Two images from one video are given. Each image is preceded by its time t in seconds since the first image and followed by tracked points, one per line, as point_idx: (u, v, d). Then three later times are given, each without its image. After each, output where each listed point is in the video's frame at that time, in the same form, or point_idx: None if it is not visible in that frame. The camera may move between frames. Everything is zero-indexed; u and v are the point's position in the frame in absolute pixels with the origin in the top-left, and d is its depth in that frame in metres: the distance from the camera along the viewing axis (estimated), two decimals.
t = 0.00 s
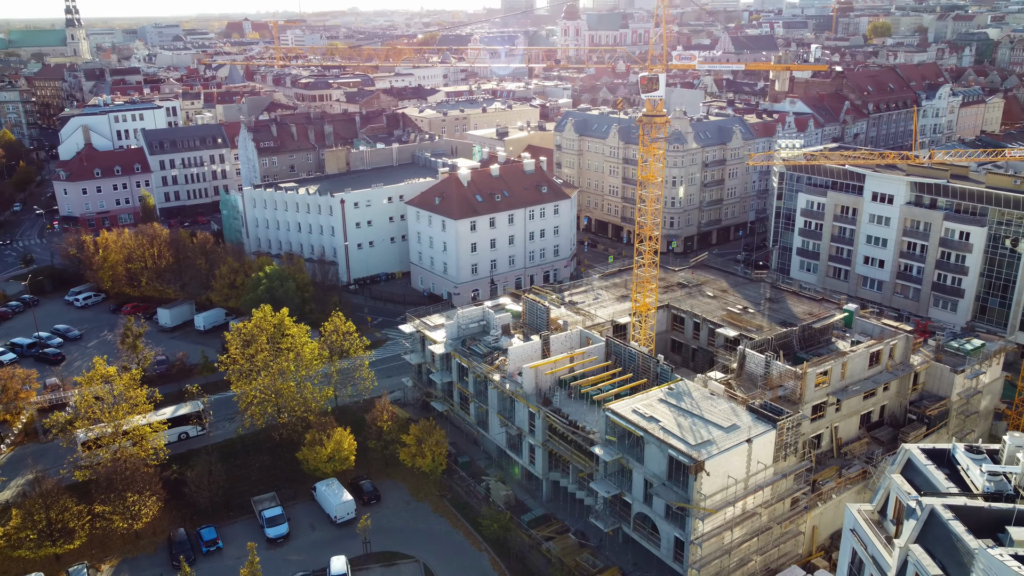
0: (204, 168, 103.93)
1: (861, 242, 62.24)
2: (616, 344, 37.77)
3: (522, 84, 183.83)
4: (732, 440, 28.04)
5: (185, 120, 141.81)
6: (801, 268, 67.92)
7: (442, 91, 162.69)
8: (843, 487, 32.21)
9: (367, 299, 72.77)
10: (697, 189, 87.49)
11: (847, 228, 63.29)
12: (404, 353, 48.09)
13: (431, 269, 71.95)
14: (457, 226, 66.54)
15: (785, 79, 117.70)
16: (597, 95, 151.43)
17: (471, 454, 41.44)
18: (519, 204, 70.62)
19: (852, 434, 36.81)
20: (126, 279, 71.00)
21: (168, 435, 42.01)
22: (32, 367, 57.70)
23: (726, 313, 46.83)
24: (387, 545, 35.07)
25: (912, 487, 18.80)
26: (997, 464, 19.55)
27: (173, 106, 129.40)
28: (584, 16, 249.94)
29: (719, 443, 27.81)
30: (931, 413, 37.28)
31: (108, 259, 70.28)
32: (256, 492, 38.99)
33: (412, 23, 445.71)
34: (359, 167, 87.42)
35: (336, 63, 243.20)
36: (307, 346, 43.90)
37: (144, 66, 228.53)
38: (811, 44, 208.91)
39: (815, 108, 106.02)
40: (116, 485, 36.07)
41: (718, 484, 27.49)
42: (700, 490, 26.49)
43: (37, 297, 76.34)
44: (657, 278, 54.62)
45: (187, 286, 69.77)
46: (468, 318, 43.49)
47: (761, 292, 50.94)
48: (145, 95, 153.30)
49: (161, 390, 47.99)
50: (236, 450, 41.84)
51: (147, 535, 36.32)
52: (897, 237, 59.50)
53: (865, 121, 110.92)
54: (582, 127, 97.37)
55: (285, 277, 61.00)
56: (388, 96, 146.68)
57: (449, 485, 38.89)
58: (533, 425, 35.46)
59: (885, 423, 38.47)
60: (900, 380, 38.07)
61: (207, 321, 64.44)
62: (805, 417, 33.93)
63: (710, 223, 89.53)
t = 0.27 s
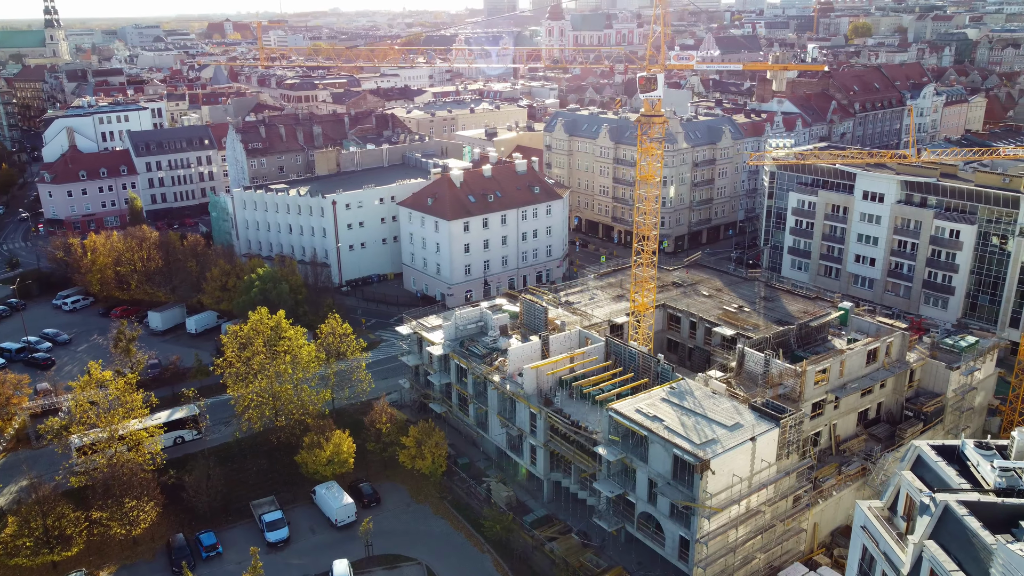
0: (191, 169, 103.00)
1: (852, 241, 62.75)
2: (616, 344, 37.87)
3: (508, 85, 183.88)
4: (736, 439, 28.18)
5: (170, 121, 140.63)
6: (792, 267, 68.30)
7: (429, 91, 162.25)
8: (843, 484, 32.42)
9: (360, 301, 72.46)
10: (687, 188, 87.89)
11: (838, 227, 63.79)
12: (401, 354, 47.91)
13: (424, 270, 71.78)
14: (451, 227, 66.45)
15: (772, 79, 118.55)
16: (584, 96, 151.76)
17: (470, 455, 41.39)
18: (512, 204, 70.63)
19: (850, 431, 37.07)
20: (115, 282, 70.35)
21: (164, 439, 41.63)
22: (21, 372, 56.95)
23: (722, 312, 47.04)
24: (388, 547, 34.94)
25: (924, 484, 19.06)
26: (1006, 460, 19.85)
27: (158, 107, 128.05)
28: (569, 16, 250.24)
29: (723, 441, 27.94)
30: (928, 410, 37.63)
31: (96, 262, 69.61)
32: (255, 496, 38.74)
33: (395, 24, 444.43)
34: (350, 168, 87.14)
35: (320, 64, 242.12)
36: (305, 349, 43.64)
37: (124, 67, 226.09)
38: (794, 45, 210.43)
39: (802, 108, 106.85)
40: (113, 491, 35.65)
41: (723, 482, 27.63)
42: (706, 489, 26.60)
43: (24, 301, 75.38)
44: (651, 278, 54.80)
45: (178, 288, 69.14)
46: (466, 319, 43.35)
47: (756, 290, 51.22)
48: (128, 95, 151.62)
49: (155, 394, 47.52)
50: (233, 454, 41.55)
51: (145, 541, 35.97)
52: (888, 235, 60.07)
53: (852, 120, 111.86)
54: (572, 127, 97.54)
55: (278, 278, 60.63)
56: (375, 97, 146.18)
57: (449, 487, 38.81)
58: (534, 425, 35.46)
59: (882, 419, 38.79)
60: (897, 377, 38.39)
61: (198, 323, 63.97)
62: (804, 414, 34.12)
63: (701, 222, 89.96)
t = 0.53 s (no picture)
0: (178, 171, 102.16)
1: (843, 239, 63.22)
2: (616, 344, 37.95)
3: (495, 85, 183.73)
4: (740, 437, 28.32)
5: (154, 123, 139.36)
6: (784, 266, 68.64)
7: (416, 91, 161.76)
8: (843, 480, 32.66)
9: (352, 302, 72.10)
10: (678, 188, 88.20)
11: (829, 226, 64.25)
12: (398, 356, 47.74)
13: (417, 271, 71.58)
14: (444, 227, 66.32)
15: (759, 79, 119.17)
16: (571, 96, 151.90)
17: (470, 456, 41.33)
18: (505, 205, 70.59)
19: (848, 428, 37.34)
20: (104, 286, 69.75)
21: (160, 443, 41.27)
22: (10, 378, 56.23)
23: (718, 311, 47.25)
24: (390, 550, 34.80)
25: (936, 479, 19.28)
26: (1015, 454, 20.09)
27: (143, 109, 126.83)
28: (554, 16, 250.43)
29: (727, 440, 28.06)
30: (924, 406, 37.97)
31: (84, 265, 68.96)
32: (254, 500, 38.49)
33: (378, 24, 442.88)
34: (340, 169, 86.75)
35: (305, 65, 240.84)
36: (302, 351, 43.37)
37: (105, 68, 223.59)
38: (777, 45, 211.65)
39: (790, 107, 107.54)
40: (111, 497, 35.28)
41: (728, 481, 27.76)
42: (712, 487, 26.70)
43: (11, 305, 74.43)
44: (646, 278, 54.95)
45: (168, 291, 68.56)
46: (464, 320, 43.23)
47: (751, 289, 51.49)
48: (111, 97, 150.05)
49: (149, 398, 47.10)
50: (231, 458, 41.30)
51: (143, 547, 35.65)
52: (879, 233, 60.59)
53: (839, 120, 112.66)
54: (562, 127, 97.63)
55: (271, 280, 60.28)
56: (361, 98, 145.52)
57: (449, 488, 38.73)
58: (535, 425, 35.45)
59: (879, 416, 39.11)
60: (894, 374, 38.71)
61: (189, 327, 63.53)
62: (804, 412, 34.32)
63: (691, 222, 90.34)
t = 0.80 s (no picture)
0: (164, 173, 101.25)
1: (834, 238, 63.71)
2: (616, 344, 38.05)
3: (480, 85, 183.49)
4: (744, 436, 28.47)
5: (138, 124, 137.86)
6: (775, 265, 68.97)
7: (403, 92, 161.21)
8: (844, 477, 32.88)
9: (344, 304, 71.76)
10: (668, 188, 88.52)
11: (820, 224, 64.72)
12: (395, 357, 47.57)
13: (409, 272, 71.38)
14: (437, 228, 66.19)
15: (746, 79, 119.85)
16: (557, 96, 151.99)
17: (469, 457, 41.27)
18: (497, 205, 70.56)
19: (845, 425, 37.59)
20: (93, 290, 68.72)
21: (156, 448, 40.89)
22: None
23: (714, 310, 47.45)
24: (392, 553, 34.67)
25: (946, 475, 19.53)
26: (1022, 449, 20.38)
27: (127, 109, 125.49)
28: (538, 17, 250.52)
29: (731, 438, 28.19)
30: (920, 402, 38.31)
31: (72, 269, 67.98)
32: (252, 504, 38.25)
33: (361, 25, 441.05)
34: (330, 170, 86.40)
35: (289, 65, 239.35)
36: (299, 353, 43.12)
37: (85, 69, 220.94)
38: (760, 45, 212.83)
39: (777, 107, 108.24)
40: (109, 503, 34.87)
41: (733, 479, 27.91)
42: (718, 485, 26.81)
43: None
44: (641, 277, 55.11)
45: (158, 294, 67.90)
46: (462, 321, 43.07)
47: (745, 288, 51.75)
48: (94, 98, 148.35)
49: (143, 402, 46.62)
50: (228, 462, 41.03)
51: (142, 553, 35.31)
52: (870, 232, 61.10)
53: (825, 119, 113.50)
54: (551, 127, 97.69)
55: (264, 282, 59.91)
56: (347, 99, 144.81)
57: (449, 490, 38.65)
58: (536, 426, 35.42)
59: (875, 413, 39.41)
60: (890, 371, 39.04)
61: (181, 330, 62.96)
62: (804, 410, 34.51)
63: (681, 221, 90.70)
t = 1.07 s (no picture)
0: (150, 175, 100.33)
1: (825, 236, 64.19)
2: (615, 343, 38.11)
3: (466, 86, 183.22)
4: (747, 434, 28.61)
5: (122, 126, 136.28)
6: (766, 263, 69.28)
7: (389, 92, 160.68)
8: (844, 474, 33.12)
9: (336, 306, 71.44)
10: (658, 188, 88.83)
11: (811, 223, 65.17)
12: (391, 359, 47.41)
13: (402, 273, 71.15)
14: (430, 229, 66.05)
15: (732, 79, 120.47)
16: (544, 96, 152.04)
17: (468, 458, 41.22)
18: (490, 206, 70.52)
19: (843, 422, 37.86)
20: (82, 293, 67.80)
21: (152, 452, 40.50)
22: None
23: (709, 309, 47.65)
24: (394, 555, 34.55)
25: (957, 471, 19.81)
26: None
27: (111, 110, 123.91)
28: (522, 17, 250.42)
29: (735, 437, 28.32)
30: (916, 399, 38.71)
31: (60, 272, 67.13)
32: (251, 508, 37.99)
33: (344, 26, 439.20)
34: (320, 171, 85.98)
35: (273, 66, 237.69)
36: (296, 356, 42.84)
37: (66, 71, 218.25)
38: (744, 46, 213.84)
39: (765, 106, 108.89)
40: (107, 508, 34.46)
41: (737, 477, 28.05)
42: (723, 484, 26.92)
43: None
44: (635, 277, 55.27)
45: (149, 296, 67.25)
46: (460, 322, 42.99)
47: (739, 287, 52.00)
48: (77, 99, 146.52)
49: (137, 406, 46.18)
50: (225, 466, 40.74)
51: (141, 559, 34.95)
52: (861, 230, 61.62)
53: (812, 119, 114.34)
54: (541, 127, 97.68)
55: (257, 284, 59.49)
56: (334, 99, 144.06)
57: (449, 491, 38.58)
58: (538, 426, 35.40)
59: (871, 410, 39.74)
60: (886, 368, 39.40)
61: (173, 332, 62.41)
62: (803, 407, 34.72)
63: (671, 221, 91.08)
